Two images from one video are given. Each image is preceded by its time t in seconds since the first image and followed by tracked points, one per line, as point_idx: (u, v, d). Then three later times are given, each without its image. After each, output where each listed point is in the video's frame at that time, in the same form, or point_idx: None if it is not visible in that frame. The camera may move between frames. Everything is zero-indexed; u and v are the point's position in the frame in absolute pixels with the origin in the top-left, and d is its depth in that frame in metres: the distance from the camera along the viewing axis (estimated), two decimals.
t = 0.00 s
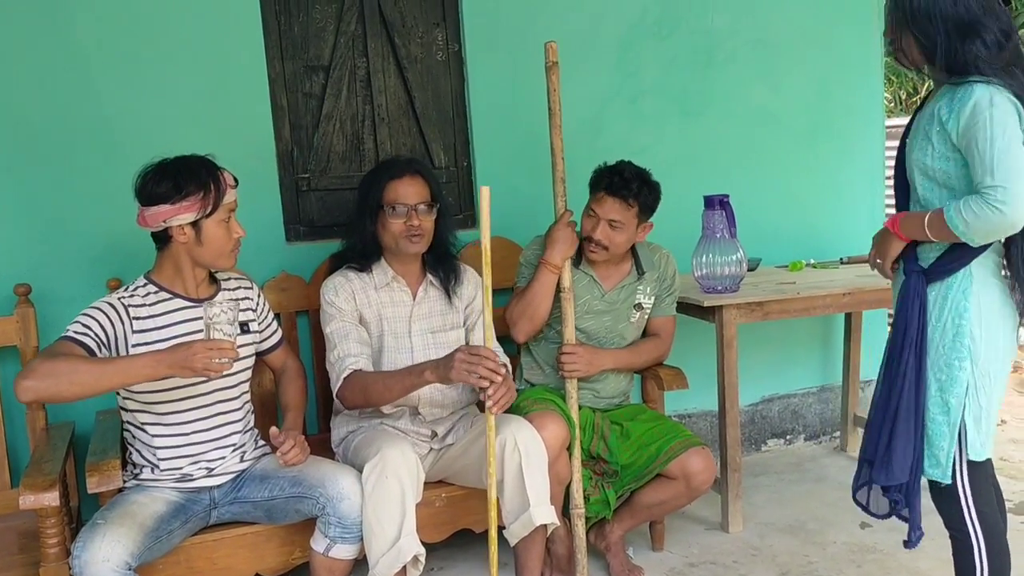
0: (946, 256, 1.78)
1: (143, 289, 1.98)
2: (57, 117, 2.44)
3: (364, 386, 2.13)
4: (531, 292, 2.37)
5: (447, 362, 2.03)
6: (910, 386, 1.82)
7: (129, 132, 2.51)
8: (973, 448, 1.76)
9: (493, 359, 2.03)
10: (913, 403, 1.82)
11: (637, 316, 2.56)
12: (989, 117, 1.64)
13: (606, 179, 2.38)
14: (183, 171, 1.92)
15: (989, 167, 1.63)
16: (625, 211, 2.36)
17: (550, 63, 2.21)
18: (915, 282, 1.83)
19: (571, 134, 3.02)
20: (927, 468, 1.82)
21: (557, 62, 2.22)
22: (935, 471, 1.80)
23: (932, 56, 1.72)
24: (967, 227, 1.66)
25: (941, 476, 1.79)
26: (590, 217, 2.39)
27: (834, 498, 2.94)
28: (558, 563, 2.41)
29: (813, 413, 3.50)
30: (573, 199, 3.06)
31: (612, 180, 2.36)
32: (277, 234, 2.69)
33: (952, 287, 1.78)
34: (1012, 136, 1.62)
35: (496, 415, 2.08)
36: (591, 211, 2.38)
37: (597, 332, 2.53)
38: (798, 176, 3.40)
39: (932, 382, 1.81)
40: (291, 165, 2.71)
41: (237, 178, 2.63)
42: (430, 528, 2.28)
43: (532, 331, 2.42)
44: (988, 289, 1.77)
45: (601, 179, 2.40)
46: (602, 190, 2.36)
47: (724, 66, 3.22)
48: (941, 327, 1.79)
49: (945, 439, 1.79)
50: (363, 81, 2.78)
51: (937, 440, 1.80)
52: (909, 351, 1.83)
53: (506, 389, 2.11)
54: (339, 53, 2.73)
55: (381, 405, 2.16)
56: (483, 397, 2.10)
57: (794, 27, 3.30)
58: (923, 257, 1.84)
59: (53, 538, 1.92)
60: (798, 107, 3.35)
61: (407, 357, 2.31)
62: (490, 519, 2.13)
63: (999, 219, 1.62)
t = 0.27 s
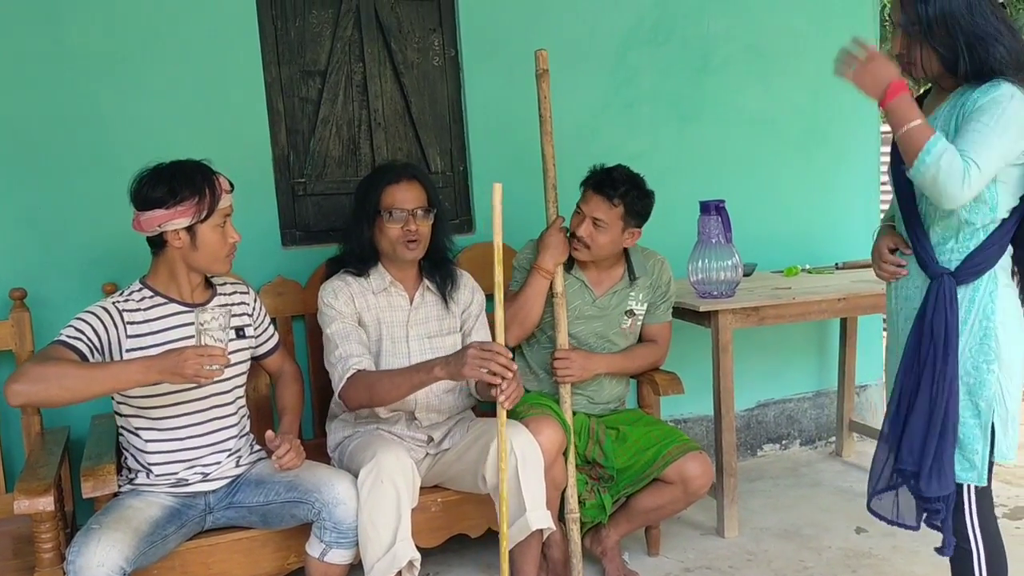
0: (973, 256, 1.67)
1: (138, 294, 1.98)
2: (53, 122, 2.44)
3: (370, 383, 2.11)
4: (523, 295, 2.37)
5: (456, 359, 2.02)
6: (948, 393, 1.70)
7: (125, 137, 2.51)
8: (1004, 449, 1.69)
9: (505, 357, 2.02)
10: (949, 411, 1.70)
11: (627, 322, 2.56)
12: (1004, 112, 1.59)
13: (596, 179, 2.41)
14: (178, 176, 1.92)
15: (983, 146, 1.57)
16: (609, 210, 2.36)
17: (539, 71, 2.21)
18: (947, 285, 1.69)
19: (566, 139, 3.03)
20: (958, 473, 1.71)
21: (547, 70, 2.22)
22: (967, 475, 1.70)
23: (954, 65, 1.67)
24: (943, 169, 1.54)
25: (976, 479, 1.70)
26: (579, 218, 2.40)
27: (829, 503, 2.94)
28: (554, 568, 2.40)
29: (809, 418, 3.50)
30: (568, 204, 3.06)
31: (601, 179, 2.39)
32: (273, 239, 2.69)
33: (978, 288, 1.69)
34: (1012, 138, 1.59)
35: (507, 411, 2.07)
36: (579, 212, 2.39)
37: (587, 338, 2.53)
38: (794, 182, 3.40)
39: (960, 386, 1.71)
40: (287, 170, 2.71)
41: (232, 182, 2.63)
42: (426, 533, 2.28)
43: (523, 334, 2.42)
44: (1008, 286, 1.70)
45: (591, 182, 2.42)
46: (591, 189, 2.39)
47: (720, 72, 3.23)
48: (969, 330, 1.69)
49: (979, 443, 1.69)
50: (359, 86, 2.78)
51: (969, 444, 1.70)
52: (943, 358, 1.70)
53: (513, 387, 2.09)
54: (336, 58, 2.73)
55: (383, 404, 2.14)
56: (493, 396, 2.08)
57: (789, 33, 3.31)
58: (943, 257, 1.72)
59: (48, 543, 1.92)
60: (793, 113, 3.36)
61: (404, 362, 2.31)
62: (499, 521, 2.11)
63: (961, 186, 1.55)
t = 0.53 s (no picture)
0: (973, 258, 1.66)
1: (135, 295, 1.98)
2: (50, 122, 2.44)
3: (370, 383, 2.10)
4: (518, 298, 2.38)
5: (459, 361, 2.02)
6: (960, 398, 1.66)
7: (123, 137, 2.51)
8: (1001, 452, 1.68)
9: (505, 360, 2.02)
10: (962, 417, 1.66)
11: (624, 324, 2.56)
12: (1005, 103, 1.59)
13: (589, 182, 2.41)
14: (176, 177, 1.92)
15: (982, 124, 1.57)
16: (602, 213, 2.35)
17: (534, 72, 2.21)
18: (949, 287, 1.67)
19: (564, 140, 3.03)
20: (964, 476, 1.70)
21: (542, 70, 2.23)
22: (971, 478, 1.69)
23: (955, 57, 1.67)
24: (943, 121, 1.53)
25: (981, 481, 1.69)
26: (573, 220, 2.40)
27: (827, 503, 2.95)
28: (552, 569, 2.41)
29: (806, 418, 3.50)
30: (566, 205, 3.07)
31: (594, 182, 2.39)
32: (270, 240, 2.69)
33: (977, 290, 1.68)
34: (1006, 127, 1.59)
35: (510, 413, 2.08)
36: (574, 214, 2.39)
37: (585, 339, 2.54)
38: (791, 182, 3.41)
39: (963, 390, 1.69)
40: (285, 170, 2.71)
41: (230, 183, 2.63)
42: (424, 535, 2.27)
43: (518, 336, 2.42)
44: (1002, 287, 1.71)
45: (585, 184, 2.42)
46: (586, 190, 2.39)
47: (718, 73, 3.23)
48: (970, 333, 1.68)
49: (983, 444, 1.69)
50: (357, 87, 2.78)
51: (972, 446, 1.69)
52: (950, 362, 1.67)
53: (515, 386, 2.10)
54: (334, 58, 2.73)
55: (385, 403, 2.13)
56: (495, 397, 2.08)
57: (787, 34, 3.32)
58: (939, 259, 1.71)
59: (46, 544, 1.92)
60: (790, 114, 3.36)
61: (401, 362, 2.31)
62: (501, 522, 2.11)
63: (951, 146, 1.53)
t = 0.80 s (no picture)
0: (973, 259, 1.66)
1: (135, 295, 1.98)
2: (50, 122, 2.44)
3: (356, 382, 2.10)
4: (518, 298, 2.38)
5: (437, 352, 2.01)
6: (960, 400, 1.65)
7: (123, 137, 2.51)
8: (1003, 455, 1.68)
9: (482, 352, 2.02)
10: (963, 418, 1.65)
11: (624, 323, 2.56)
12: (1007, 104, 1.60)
13: (589, 183, 2.41)
14: (176, 177, 1.92)
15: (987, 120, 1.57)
16: (603, 214, 2.35)
17: (534, 72, 2.21)
18: (950, 288, 1.66)
19: (564, 140, 3.03)
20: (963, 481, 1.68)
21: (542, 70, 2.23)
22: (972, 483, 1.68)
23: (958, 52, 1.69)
24: (956, 108, 1.53)
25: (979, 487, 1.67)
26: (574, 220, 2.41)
27: (827, 503, 2.95)
28: (552, 568, 2.41)
29: (806, 418, 3.50)
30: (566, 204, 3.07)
31: (594, 182, 2.39)
32: (270, 239, 2.69)
33: (977, 292, 1.68)
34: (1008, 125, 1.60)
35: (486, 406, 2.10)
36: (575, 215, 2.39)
37: (586, 338, 2.54)
38: (791, 182, 3.41)
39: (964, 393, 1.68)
40: (285, 170, 2.71)
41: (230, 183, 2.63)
42: (425, 534, 2.27)
43: (518, 335, 2.43)
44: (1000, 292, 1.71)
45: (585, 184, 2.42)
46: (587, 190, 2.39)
47: (718, 72, 3.23)
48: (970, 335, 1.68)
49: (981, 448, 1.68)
50: (357, 87, 2.78)
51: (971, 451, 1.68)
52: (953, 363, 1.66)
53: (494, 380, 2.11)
54: (334, 58, 2.73)
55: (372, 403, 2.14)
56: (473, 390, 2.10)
57: (787, 34, 3.32)
58: (937, 259, 1.70)
59: (46, 544, 1.92)
60: (791, 113, 3.36)
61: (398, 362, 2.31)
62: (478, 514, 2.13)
63: (961, 134, 1.53)
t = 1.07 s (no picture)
0: (954, 259, 1.68)
1: (138, 294, 1.98)
2: (53, 122, 2.44)
3: (347, 387, 2.12)
4: (524, 301, 2.37)
5: (420, 358, 2.02)
6: (947, 396, 1.67)
7: (126, 138, 2.51)
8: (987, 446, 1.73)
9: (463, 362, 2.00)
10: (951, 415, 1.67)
11: (628, 324, 2.56)
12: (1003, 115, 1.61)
13: (596, 186, 2.40)
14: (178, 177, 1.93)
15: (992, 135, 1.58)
16: (612, 217, 2.36)
17: (540, 72, 2.22)
18: (934, 287, 1.67)
19: (567, 141, 3.03)
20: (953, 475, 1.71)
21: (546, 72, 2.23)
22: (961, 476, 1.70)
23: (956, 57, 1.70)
24: (966, 132, 1.52)
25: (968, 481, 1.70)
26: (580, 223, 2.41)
27: (830, 504, 2.95)
28: (554, 569, 2.41)
29: (809, 420, 3.50)
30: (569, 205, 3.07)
31: (600, 186, 2.39)
32: (273, 240, 2.69)
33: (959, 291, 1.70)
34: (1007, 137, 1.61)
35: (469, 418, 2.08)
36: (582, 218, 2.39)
37: (589, 339, 2.54)
38: (794, 184, 3.41)
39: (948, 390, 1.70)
40: (287, 171, 2.71)
41: (233, 183, 2.63)
42: (427, 535, 2.27)
43: (523, 337, 2.43)
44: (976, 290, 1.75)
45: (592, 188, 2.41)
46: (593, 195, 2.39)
47: (721, 74, 3.23)
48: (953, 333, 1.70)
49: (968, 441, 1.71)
50: (360, 88, 2.78)
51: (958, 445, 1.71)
52: (939, 361, 1.67)
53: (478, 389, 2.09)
54: (337, 59, 2.73)
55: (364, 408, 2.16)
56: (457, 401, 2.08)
57: (791, 35, 3.32)
58: (920, 259, 1.71)
59: (49, 545, 1.92)
60: (794, 115, 3.36)
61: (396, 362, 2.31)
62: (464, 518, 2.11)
63: (975, 154, 1.54)
